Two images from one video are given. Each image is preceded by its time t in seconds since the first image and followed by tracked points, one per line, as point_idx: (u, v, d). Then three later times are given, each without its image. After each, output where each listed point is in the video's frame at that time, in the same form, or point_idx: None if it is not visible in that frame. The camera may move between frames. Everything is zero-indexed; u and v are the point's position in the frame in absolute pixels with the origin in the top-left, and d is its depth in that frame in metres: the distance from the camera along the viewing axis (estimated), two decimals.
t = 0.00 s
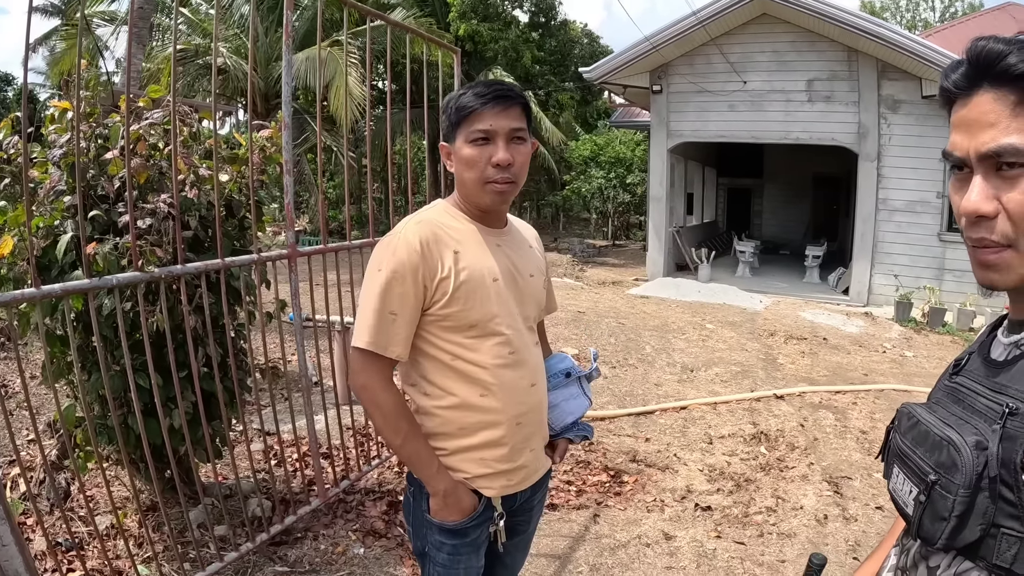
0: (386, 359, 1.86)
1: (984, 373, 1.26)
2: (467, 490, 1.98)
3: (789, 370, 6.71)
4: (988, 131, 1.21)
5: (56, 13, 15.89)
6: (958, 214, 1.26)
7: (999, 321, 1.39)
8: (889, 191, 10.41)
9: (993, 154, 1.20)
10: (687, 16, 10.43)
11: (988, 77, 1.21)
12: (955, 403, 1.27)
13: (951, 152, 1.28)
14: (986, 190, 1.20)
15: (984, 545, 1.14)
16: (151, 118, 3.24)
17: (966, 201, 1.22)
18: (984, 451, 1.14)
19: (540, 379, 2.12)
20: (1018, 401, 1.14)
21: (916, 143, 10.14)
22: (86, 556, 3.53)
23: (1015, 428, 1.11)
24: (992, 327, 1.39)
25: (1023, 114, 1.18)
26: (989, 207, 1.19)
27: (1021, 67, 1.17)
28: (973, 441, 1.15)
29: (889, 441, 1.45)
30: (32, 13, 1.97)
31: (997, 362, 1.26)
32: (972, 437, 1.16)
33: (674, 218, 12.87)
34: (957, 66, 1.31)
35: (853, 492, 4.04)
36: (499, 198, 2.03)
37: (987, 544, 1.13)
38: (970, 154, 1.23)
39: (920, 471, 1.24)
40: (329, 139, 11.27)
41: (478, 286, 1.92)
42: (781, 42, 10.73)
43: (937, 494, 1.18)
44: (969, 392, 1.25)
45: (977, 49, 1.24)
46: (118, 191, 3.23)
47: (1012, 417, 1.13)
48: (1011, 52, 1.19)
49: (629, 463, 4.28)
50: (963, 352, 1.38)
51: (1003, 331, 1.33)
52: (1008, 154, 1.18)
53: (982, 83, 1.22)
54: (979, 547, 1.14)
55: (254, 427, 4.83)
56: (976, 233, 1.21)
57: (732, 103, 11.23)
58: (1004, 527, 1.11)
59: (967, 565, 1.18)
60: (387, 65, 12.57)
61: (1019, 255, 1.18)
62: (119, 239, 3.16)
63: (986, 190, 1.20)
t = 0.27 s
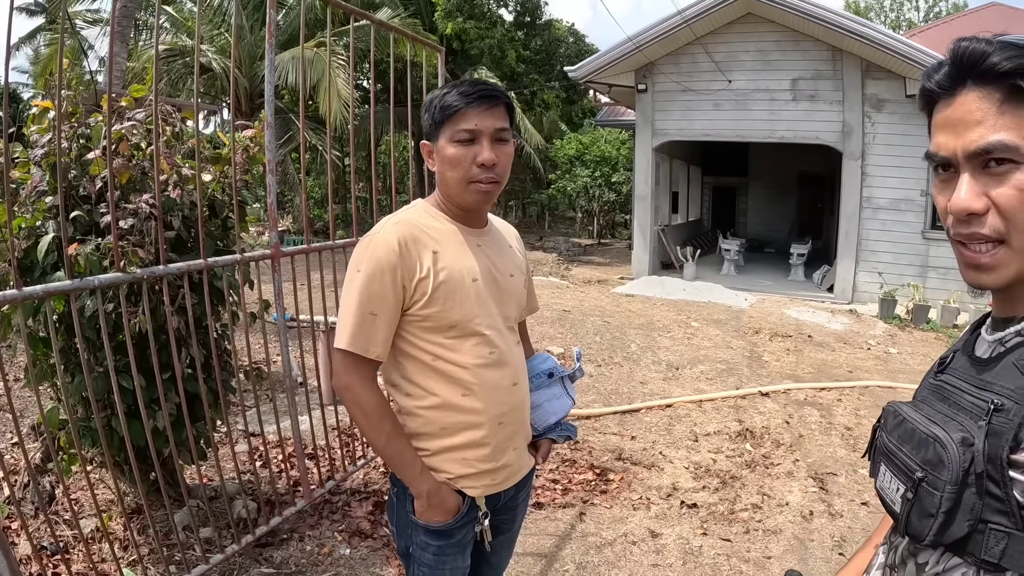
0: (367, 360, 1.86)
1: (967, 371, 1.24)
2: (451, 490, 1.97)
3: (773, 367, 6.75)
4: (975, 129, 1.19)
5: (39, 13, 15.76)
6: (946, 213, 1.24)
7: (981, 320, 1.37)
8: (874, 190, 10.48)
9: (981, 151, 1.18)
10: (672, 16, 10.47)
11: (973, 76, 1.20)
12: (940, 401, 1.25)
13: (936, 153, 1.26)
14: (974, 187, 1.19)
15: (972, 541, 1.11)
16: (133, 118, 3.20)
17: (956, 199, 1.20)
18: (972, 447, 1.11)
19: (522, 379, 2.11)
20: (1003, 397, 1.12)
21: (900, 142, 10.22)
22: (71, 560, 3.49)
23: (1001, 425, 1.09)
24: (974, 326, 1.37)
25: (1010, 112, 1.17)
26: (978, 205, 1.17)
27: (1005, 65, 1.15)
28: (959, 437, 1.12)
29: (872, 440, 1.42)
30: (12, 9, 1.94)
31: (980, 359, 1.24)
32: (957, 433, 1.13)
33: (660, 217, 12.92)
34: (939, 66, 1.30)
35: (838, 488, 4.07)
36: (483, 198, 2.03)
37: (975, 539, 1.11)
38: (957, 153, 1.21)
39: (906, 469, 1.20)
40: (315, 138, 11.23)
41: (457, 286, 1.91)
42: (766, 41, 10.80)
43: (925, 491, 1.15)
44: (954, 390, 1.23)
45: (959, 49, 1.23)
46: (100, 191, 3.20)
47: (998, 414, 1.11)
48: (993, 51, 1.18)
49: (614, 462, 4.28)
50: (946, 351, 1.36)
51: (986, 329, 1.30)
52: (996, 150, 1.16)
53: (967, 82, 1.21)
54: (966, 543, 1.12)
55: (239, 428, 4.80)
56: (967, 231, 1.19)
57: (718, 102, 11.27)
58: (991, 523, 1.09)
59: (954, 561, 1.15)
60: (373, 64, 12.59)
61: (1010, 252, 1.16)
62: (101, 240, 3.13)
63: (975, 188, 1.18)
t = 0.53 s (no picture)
0: (344, 360, 1.85)
1: (946, 367, 1.25)
2: (427, 492, 1.97)
3: (754, 364, 6.80)
4: (950, 132, 1.19)
5: (15, 11, 15.56)
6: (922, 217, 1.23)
7: (959, 318, 1.39)
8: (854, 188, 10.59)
9: (956, 153, 1.18)
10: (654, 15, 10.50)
11: (946, 81, 1.21)
12: (919, 398, 1.25)
13: (910, 156, 1.26)
14: (951, 189, 1.18)
15: (952, 535, 1.11)
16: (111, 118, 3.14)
17: (932, 200, 1.19)
18: (949, 442, 1.12)
19: (497, 378, 2.10)
20: (980, 392, 1.12)
21: (880, 141, 10.33)
22: (52, 566, 3.44)
23: (978, 419, 1.10)
24: (953, 324, 1.39)
25: (984, 114, 1.17)
26: (954, 206, 1.17)
27: (978, 68, 1.17)
28: (937, 433, 1.13)
29: (855, 437, 1.43)
30: None
31: (957, 356, 1.25)
32: (935, 429, 1.14)
33: (641, 215, 12.98)
34: (913, 72, 1.31)
35: (819, 483, 4.10)
36: (459, 197, 2.02)
37: (955, 533, 1.11)
38: (932, 155, 1.21)
39: (886, 465, 1.22)
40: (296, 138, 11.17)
41: (432, 285, 1.91)
42: (747, 41, 10.87)
43: (903, 486, 1.16)
44: (932, 386, 1.23)
45: (933, 56, 1.24)
46: (78, 192, 3.15)
47: (975, 408, 1.11)
48: (965, 56, 1.20)
49: (596, 459, 4.30)
50: (924, 349, 1.38)
51: (964, 327, 1.32)
52: (971, 152, 1.16)
53: (941, 87, 1.22)
54: (946, 537, 1.12)
55: (218, 430, 4.77)
56: (943, 232, 1.18)
57: (698, 101, 11.33)
58: (970, 516, 1.09)
59: (935, 555, 1.16)
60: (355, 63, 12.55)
61: (986, 250, 1.16)
62: (78, 241, 3.08)
63: (951, 189, 1.18)
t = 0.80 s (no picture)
0: (316, 360, 1.84)
1: (912, 359, 1.25)
2: (399, 492, 1.96)
3: (730, 360, 6.86)
4: (913, 131, 1.19)
5: None
6: (887, 215, 1.23)
7: (924, 311, 1.39)
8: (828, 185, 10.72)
9: (919, 152, 1.18)
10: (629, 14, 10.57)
11: (909, 79, 1.20)
12: (887, 390, 1.25)
13: (873, 158, 1.25)
14: (917, 187, 1.17)
15: (922, 523, 1.11)
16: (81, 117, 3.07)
17: (898, 199, 1.18)
18: (917, 433, 1.12)
19: (468, 376, 2.10)
20: (946, 382, 1.12)
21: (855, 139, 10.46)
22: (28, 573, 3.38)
23: (945, 409, 1.10)
24: (918, 317, 1.39)
25: (947, 111, 1.17)
26: (921, 204, 1.16)
27: (939, 68, 1.17)
28: (905, 424, 1.14)
29: (823, 430, 1.42)
30: None
31: (924, 348, 1.26)
32: (903, 420, 1.14)
33: (616, 213, 13.06)
34: (872, 73, 1.30)
35: (796, 477, 4.14)
36: (422, 197, 2.03)
37: (925, 522, 1.11)
38: (897, 155, 1.20)
39: (855, 457, 1.21)
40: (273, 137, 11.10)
41: (400, 282, 1.91)
42: (723, 39, 10.95)
43: (873, 477, 1.16)
44: (899, 378, 1.23)
45: (893, 56, 1.24)
46: (48, 194, 3.08)
47: (942, 399, 1.11)
48: (925, 55, 1.20)
49: (573, 457, 4.30)
50: (891, 343, 1.38)
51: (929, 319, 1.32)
52: (936, 149, 1.16)
53: (903, 87, 1.21)
54: (917, 525, 1.12)
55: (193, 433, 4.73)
56: (911, 231, 1.17)
57: (674, 99, 11.39)
58: (940, 505, 1.09)
59: (906, 544, 1.15)
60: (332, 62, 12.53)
61: (953, 246, 1.16)
62: (49, 243, 3.00)
63: (917, 187, 1.17)
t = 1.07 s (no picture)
0: (284, 360, 1.82)
1: (870, 355, 1.25)
2: (370, 494, 1.95)
3: (706, 356, 6.91)
4: (864, 129, 1.20)
5: None
6: (841, 210, 1.24)
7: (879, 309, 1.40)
8: (802, 182, 10.84)
9: (870, 150, 1.19)
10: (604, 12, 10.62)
11: (857, 79, 1.22)
12: (847, 386, 1.24)
13: (825, 155, 1.26)
14: (868, 184, 1.19)
15: (885, 517, 1.11)
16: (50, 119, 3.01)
17: (849, 195, 1.19)
18: (877, 427, 1.12)
19: (436, 376, 2.09)
20: (904, 376, 1.13)
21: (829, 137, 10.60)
22: None
23: (904, 403, 1.10)
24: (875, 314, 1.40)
25: (895, 109, 1.18)
26: (872, 200, 1.17)
27: (888, 67, 1.18)
28: (865, 418, 1.13)
29: (785, 428, 1.41)
30: None
31: (882, 344, 1.26)
32: (863, 414, 1.14)
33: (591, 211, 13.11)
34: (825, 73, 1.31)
35: (771, 472, 4.18)
36: (387, 207, 2.02)
37: (889, 515, 1.11)
38: (848, 153, 1.22)
39: (817, 453, 1.20)
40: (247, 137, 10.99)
41: (366, 281, 1.90)
42: (697, 38, 11.04)
43: (835, 472, 1.15)
44: (858, 373, 1.23)
45: (843, 56, 1.26)
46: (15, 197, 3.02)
47: (900, 393, 1.11)
48: (875, 56, 1.21)
49: (549, 455, 4.31)
50: (851, 340, 1.38)
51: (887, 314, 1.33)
52: (886, 147, 1.17)
53: (853, 86, 1.22)
54: (880, 519, 1.12)
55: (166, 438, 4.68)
56: (863, 226, 1.19)
57: (648, 97, 11.45)
58: (902, 498, 1.09)
59: (871, 537, 1.16)
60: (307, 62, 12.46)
61: (903, 241, 1.17)
62: (16, 247, 2.94)
63: (868, 184, 1.19)
